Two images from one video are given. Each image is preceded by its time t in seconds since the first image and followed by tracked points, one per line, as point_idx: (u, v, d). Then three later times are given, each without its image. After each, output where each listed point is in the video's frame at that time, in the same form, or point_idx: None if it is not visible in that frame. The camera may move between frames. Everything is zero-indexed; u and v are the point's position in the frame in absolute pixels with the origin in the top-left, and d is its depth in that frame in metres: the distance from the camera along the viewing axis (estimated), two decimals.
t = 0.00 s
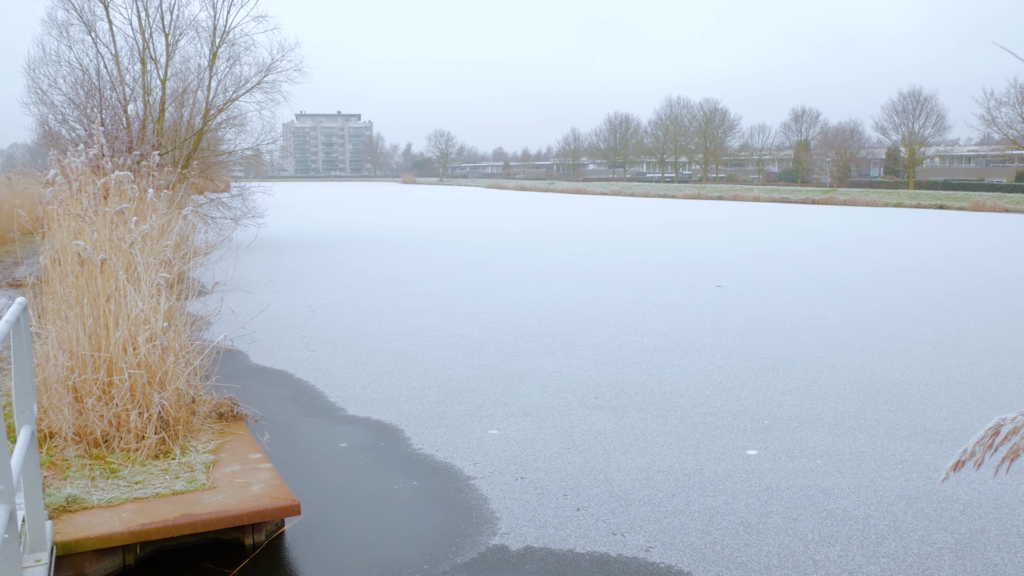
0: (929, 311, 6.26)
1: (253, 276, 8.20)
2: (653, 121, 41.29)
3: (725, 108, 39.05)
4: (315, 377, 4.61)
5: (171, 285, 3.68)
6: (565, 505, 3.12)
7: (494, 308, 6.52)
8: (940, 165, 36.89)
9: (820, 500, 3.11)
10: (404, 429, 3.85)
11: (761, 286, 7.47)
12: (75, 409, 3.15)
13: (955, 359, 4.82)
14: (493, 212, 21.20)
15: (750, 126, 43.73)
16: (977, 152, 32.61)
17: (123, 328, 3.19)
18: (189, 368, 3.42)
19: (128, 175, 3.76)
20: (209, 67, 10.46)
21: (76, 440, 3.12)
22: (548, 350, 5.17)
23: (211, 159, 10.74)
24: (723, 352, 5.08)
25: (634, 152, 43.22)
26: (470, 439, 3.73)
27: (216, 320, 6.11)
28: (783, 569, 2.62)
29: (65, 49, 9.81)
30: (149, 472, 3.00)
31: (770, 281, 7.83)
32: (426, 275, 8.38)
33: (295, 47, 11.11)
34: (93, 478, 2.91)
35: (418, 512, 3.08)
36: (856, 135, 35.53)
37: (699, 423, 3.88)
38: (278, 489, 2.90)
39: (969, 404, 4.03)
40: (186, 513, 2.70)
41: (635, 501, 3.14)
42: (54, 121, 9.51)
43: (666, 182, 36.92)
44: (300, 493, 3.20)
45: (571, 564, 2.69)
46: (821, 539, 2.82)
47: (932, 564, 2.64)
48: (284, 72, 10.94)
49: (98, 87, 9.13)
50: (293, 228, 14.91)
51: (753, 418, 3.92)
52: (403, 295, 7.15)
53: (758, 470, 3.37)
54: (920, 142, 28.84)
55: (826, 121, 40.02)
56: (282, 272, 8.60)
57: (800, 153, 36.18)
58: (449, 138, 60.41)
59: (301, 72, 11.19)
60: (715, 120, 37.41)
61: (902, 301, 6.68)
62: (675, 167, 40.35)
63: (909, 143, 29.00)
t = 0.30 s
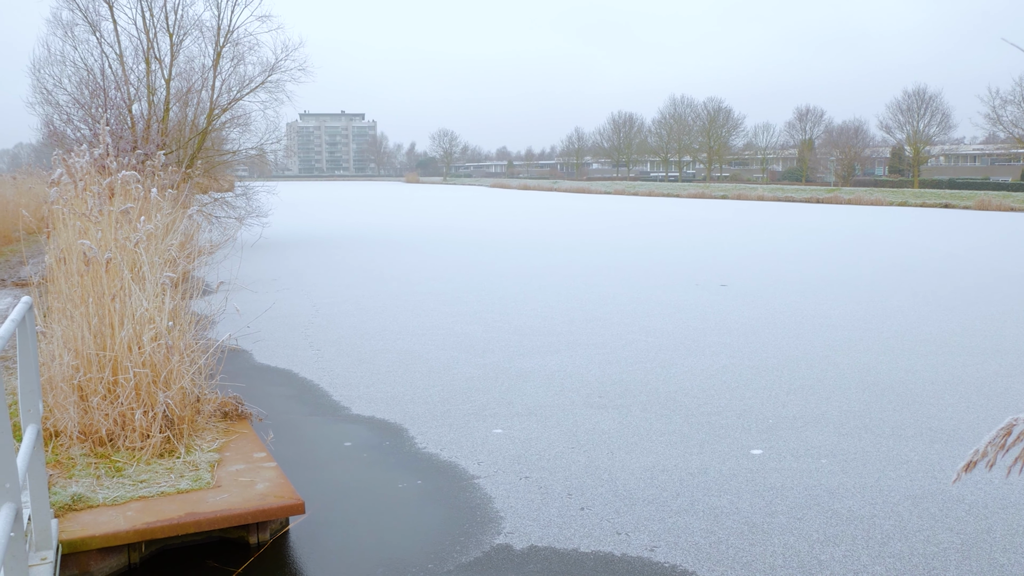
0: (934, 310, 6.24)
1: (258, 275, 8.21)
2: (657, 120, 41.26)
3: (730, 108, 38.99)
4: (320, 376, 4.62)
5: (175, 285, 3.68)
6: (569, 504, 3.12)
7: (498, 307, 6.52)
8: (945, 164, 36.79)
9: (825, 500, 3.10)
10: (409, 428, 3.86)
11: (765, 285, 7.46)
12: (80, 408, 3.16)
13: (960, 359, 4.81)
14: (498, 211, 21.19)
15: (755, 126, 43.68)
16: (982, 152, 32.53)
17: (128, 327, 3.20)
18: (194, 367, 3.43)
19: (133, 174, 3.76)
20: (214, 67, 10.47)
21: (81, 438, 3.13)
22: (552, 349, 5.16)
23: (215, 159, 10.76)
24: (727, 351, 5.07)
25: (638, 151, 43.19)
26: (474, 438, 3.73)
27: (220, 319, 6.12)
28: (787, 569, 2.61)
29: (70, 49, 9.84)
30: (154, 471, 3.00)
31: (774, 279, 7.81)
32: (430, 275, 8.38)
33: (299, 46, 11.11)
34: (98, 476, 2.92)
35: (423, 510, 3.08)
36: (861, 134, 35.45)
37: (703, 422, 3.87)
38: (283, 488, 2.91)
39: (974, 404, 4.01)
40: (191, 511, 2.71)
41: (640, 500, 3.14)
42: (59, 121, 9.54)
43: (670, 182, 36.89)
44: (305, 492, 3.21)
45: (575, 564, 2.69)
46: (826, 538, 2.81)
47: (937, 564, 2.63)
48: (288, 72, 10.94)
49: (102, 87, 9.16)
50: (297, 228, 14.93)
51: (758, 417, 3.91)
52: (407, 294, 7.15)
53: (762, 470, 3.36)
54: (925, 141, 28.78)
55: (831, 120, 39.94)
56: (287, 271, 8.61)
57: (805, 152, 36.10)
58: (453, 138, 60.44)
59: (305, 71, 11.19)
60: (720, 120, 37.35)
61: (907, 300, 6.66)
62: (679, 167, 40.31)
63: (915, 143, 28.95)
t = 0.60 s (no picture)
0: (945, 310, 6.21)
1: (267, 274, 8.24)
2: (666, 119, 41.18)
3: (740, 106, 38.86)
4: (329, 375, 4.63)
5: (185, 283, 3.70)
6: (578, 503, 3.12)
7: (507, 306, 6.52)
8: (956, 163, 36.62)
9: (835, 501, 3.09)
10: (418, 426, 3.86)
11: (775, 284, 7.43)
12: (91, 406, 3.17)
13: (972, 359, 4.78)
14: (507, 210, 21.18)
15: (765, 124, 43.53)
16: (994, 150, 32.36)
17: (139, 326, 3.21)
18: (204, 365, 3.44)
19: (143, 173, 3.77)
20: (223, 66, 10.47)
21: (92, 436, 3.14)
22: (561, 348, 5.16)
23: (225, 158, 10.79)
24: (737, 350, 5.05)
25: (647, 150, 43.13)
26: (483, 437, 3.74)
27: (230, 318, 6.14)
28: (797, 569, 2.61)
29: (81, 49, 9.90)
30: (165, 468, 3.01)
31: (784, 278, 7.78)
32: (439, 274, 8.38)
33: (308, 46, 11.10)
34: (108, 474, 2.93)
35: (432, 509, 3.09)
36: (871, 133, 35.28)
37: (712, 421, 3.86)
38: (293, 485, 2.92)
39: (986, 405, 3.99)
40: (201, 509, 2.72)
41: (649, 500, 3.13)
42: (70, 121, 9.60)
43: (680, 180, 36.83)
44: (313, 490, 3.22)
45: (584, 563, 2.69)
46: (836, 539, 2.80)
47: (948, 565, 2.61)
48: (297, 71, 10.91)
49: (113, 87, 9.22)
50: (307, 227, 14.97)
51: (768, 417, 3.90)
52: (416, 293, 7.15)
53: (772, 470, 3.35)
54: (936, 140, 28.65)
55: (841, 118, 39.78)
56: (296, 269, 8.63)
57: (815, 151, 35.97)
58: (462, 137, 60.51)
59: (314, 71, 11.19)
60: (729, 119, 37.22)
61: (918, 300, 6.63)
62: (689, 165, 40.22)
63: (925, 141, 28.83)
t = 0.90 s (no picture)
0: (962, 308, 6.15)
1: (281, 272, 8.26)
2: (679, 116, 41.08)
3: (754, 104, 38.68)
4: (343, 373, 4.64)
5: (200, 281, 3.71)
6: (592, 502, 3.11)
7: (521, 304, 6.51)
8: (973, 161, 36.35)
9: (851, 500, 3.07)
10: (432, 425, 3.86)
11: (790, 282, 7.39)
12: (107, 403, 3.19)
13: (989, 358, 4.73)
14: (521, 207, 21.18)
15: (779, 122, 43.34)
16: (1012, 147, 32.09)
17: (155, 323, 3.22)
18: (219, 363, 3.45)
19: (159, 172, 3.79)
20: (237, 65, 10.51)
21: (109, 433, 3.16)
22: (575, 347, 5.15)
23: (239, 156, 10.83)
24: (752, 349, 5.02)
25: (661, 148, 43.04)
26: (497, 435, 3.73)
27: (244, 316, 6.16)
28: (813, 569, 2.59)
29: (97, 49, 9.97)
30: (180, 465, 3.03)
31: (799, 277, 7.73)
32: (453, 272, 8.39)
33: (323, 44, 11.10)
34: (125, 471, 2.95)
35: (446, 507, 3.08)
36: (887, 130, 35.06)
37: (727, 420, 3.84)
38: (307, 483, 2.92)
39: (1004, 404, 3.95)
40: (216, 506, 2.73)
41: (663, 499, 3.12)
42: (86, 120, 9.68)
43: (693, 178, 36.73)
44: (328, 488, 3.22)
45: (599, 562, 2.68)
46: (852, 539, 2.78)
47: (966, 566, 2.59)
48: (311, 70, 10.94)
49: (128, 86, 9.30)
50: (321, 224, 15.01)
51: (783, 416, 3.88)
52: (429, 291, 7.15)
53: (787, 469, 3.33)
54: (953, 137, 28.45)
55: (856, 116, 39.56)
56: (311, 268, 8.66)
57: (830, 148, 35.78)
58: (475, 135, 60.59)
59: (328, 70, 11.19)
60: (743, 116, 37.08)
61: (935, 298, 6.57)
62: (702, 163, 40.10)
63: (942, 138, 28.64)
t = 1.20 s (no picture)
0: (981, 309, 6.10)
1: (298, 271, 8.29)
2: (695, 116, 41.00)
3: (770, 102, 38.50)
4: (358, 372, 4.65)
5: (217, 280, 3.72)
6: (608, 502, 3.10)
7: (536, 304, 6.51)
8: (991, 160, 36.06)
9: (869, 502, 3.05)
10: (447, 424, 3.86)
11: (806, 282, 7.34)
12: (124, 401, 3.21)
13: (1009, 359, 4.69)
14: (537, 207, 21.18)
15: (795, 121, 43.16)
16: None
17: (172, 322, 3.24)
18: (235, 361, 3.46)
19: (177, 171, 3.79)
20: (254, 65, 10.54)
21: (126, 431, 3.18)
22: (590, 347, 5.14)
23: (256, 155, 10.85)
24: (768, 349, 5.00)
25: (677, 147, 42.94)
26: (512, 435, 3.73)
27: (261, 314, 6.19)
28: (831, 571, 2.57)
29: (115, 49, 10.03)
30: (197, 464, 3.04)
31: (815, 277, 7.70)
32: (469, 271, 8.39)
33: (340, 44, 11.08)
34: (142, 468, 2.96)
35: (461, 507, 3.08)
36: (904, 129, 34.85)
37: (743, 421, 3.82)
38: (323, 482, 2.93)
39: None
40: (233, 504, 2.73)
41: (679, 500, 3.10)
42: (105, 120, 9.77)
43: (709, 178, 36.64)
44: (344, 487, 3.22)
45: (614, 562, 2.67)
46: (870, 541, 2.76)
47: (985, 569, 2.57)
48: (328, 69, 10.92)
49: (147, 86, 9.43)
50: (338, 224, 15.07)
51: (800, 416, 3.85)
52: (445, 290, 7.15)
53: (805, 470, 3.31)
54: (972, 135, 28.24)
55: (873, 115, 39.35)
56: (328, 267, 8.69)
57: (847, 147, 35.62)
58: (491, 134, 60.69)
59: (345, 71, 11.11)
60: (760, 115, 36.92)
61: (954, 298, 6.52)
62: (718, 163, 39.97)
63: (960, 137, 28.44)
